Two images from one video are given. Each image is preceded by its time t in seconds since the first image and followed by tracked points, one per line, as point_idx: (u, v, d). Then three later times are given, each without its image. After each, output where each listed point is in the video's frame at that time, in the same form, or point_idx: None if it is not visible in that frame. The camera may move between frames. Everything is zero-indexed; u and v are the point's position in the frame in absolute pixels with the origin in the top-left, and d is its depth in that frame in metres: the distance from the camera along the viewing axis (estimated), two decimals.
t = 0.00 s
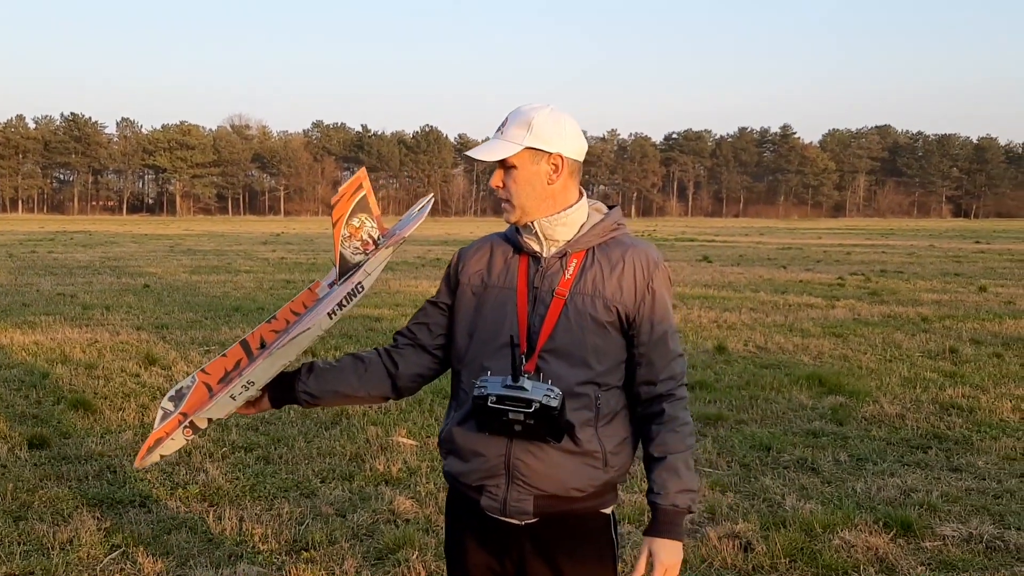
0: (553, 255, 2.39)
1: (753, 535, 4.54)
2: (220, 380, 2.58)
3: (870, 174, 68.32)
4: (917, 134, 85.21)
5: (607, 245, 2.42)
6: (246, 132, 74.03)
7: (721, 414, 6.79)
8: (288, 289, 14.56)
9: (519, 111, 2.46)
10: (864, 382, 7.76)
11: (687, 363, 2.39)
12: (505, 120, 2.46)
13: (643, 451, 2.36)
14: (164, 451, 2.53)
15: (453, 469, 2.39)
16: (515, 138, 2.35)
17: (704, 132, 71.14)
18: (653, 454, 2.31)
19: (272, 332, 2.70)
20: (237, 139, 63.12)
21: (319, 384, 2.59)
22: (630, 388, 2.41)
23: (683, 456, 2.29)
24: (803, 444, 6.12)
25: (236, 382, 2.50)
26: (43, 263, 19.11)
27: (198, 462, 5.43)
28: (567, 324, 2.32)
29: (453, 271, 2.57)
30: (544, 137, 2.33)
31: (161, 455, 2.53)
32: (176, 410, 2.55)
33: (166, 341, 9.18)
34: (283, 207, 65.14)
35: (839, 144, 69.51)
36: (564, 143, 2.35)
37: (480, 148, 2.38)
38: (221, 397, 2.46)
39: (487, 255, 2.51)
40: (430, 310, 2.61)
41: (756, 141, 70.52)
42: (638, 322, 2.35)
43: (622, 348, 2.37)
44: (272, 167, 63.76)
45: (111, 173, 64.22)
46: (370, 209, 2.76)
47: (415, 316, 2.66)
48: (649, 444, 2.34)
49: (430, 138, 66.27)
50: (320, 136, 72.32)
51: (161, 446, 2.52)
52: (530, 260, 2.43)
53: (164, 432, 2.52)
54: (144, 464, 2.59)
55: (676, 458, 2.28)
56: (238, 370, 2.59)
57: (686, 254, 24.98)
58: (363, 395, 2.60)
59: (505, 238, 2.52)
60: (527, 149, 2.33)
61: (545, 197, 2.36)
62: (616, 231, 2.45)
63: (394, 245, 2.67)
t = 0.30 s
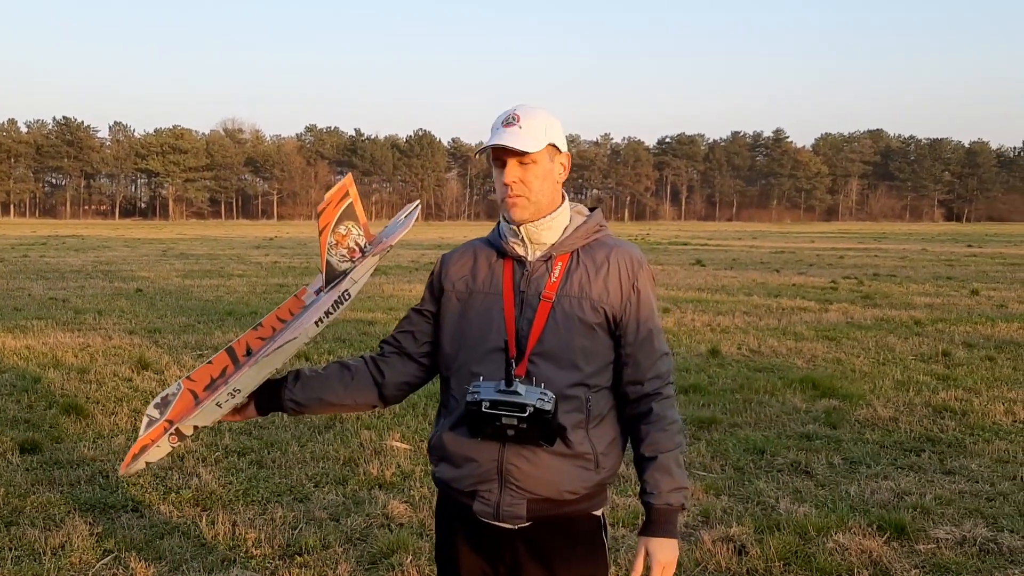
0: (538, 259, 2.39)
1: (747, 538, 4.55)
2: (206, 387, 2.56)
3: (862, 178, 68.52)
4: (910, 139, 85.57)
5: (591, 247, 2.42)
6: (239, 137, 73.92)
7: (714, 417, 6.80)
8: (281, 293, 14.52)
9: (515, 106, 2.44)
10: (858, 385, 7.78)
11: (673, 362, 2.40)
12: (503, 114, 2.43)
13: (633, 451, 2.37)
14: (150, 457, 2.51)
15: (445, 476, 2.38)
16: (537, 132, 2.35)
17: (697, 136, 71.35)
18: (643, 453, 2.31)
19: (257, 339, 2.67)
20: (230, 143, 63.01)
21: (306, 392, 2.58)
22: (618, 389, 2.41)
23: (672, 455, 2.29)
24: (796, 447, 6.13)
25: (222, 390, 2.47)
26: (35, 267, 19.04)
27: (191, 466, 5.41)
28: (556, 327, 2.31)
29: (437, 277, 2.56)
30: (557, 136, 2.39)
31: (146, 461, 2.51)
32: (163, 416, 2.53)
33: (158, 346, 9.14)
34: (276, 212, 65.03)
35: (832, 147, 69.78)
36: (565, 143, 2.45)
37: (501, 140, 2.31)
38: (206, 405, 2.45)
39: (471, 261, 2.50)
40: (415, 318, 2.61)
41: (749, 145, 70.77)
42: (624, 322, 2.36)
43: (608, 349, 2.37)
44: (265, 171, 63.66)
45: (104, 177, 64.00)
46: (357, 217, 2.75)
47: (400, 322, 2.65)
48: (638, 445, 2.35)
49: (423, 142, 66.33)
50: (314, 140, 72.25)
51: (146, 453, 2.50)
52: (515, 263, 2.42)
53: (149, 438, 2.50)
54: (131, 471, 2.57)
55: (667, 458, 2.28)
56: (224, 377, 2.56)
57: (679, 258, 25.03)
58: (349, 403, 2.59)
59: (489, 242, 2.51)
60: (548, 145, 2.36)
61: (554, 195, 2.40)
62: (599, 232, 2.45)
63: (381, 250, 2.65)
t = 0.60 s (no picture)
0: (535, 261, 2.38)
1: (743, 541, 4.55)
2: (201, 391, 2.54)
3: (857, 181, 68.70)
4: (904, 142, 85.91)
5: (587, 246, 2.43)
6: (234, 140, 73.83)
7: (710, 419, 6.80)
8: (276, 296, 14.51)
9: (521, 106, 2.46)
10: (853, 388, 7.79)
11: (669, 358, 2.40)
12: (511, 113, 2.44)
13: (632, 449, 2.37)
14: (145, 459, 2.50)
15: (449, 481, 2.37)
16: (553, 133, 2.39)
17: (692, 138, 71.50)
18: (642, 450, 2.32)
19: (253, 343, 2.66)
20: (225, 146, 62.98)
21: (303, 398, 2.58)
22: (618, 387, 2.41)
23: (670, 451, 2.30)
24: (792, 449, 6.14)
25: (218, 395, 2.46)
26: (29, 271, 18.99)
27: (187, 470, 5.39)
28: (557, 327, 2.31)
29: (431, 283, 2.55)
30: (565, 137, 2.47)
31: (140, 464, 2.50)
32: (157, 419, 2.51)
33: (153, 349, 9.12)
34: (271, 215, 64.97)
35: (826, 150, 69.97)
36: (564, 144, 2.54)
37: (524, 139, 2.34)
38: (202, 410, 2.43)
39: (467, 265, 2.49)
40: (411, 325, 2.60)
41: (744, 148, 70.96)
42: (622, 320, 2.37)
43: (608, 347, 2.37)
44: (261, 174, 63.60)
45: (98, 181, 63.88)
46: (353, 224, 2.74)
47: (397, 328, 2.64)
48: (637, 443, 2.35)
49: (419, 145, 66.41)
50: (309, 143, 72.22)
51: (140, 456, 2.49)
52: (511, 267, 2.41)
53: (143, 441, 2.49)
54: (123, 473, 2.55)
55: (664, 454, 2.29)
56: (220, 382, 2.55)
57: (675, 261, 25.08)
58: (346, 409, 2.59)
59: (483, 246, 2.50)
60: (561, 146, 2.42)
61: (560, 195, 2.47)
62: (593, 233, 2.46)
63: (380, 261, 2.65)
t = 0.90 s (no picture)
0: (533, 261, 2.38)
1: (740, 543, 4.54)
2: (201, 396, 2.53)
3: (854, 183, 68.78)
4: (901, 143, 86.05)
5: (584, 245, 2.43)
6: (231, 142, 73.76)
7: (707, 422, 6.80)
8: (272, 298, 14.48)
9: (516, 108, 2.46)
10: (850, 390, 7.79)
11: (669, 355, 2.39)
12: (506, 114, 2.43)
13: (634, 447, 2.36)
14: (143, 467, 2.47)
15: (449, 482, 2.36)
16: (550, 135, 2.39)
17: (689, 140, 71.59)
18: (643, 449, 2.31)
19: (253, 347, 2.64)
20: (222, 148, 62.91)
21: (305, 401, 2.56)
22: (618, 386, 2.41)
23: (672, 448, 2.30)
24: (789, 451, 6.13)
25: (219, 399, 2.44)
26: (25, 273, 18.94)
27: (183, 472, 5.37)
28: (557, 327, 2.31)
29: (430, 285, 2.55)
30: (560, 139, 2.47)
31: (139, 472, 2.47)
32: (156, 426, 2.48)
33: (149, 351, 9.10)
34: (268, 217, 64.91)
35: (823, 153, 70.07)
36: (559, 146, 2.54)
37: (520, 141, 2.34)
38: (203, 414, 2.41)
39: (465, 266, 2.49)
40: (411, 326, 2.60)
41: (741, 150, 71.06)
42: (621, 318, 2.36)
43: (608, 346, 2.37)
44: (258, 177, 63.54)
45: (95, 183, 63.76)
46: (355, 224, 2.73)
47: (397, 331, 2.64)
48: (639, 441, 2.34)
49: (416, 147, 66.43)
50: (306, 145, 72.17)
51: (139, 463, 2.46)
52: (509, 267, 2.41)
53: (142, 449, 2.44)
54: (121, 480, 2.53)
55: (667, 451, 2.29)
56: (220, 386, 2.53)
57: (671, 263, 25.12)
58: (348, 412, 2.58)
59: (481, 248, 2.50)
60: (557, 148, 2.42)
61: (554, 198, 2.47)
62: (591, 232, 2.45)
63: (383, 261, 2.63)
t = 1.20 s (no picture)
0: (528, 262, 2.41)
1: (738, 543, 4.58)
2: (202, 402, 2.56)
3: (853, 185, 68.87)
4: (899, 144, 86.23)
5: (580, 247, 2.45)
6: (230, 143, 73.77)
7: (704, 422, 6.84)
8: (272, 300, 14.52)
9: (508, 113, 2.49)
10: (847, 391, 7.81)
11: (664, 356, 2.42)
12: (498, 119, 2.46)
13: (629, 447, 2.39)
14: (146, 473, 2.50)
15: (447, 481, 2.39)
16: (540, 139, 2.41)
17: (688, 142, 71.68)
18: (638, 449, 2.33)
19: (254, 353, 2.67)
20: (221, 150, 62.93)
21: (305, 406, 2.59)
22: (613, 386, 2.43)
23: (667, 449, 2.31)
24: (787, 451, 6.17)
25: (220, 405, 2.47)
26: (25, 274, 18.97)
27: (183, 473, 5.40)
28: (552, 328, 2.33)
29: (428, 289, 2.58)
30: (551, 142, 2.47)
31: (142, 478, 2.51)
32: (158, 432, 2.52)
33: (149, 352, 9.13)
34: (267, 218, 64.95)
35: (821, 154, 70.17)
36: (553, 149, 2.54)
37: (509, 145, 2.36)
38: (204, 421, 2.44)
39: (462, 270, 2.52)
40: (410, 330, 2.62)
41: (739, 152, 71.17)
42: (616, 319, 2.39)
43: (603, 347, 2.39)
44: (257, 178, 63.58)
45: (94, 184, 63.78)
46: (354, 231, 2.75)
47: (396, 335, 2.66)
48: (634, 441, 2.36)
49: (415, 148, 66.50)
50: (305, 147, 72.22)
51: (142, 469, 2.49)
52: (506, 269, 2.44)
53: (144, 454, 2.49)
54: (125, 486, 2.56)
55: (661, 452, 2.30)
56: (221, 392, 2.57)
57: (670, 264, 25.12)
58: (349, 416, 2.62)
59: (478, 251, 2.53)
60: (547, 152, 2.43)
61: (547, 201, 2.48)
62: (586, 233, 2.48)
63: (381, 265, 2.64)
